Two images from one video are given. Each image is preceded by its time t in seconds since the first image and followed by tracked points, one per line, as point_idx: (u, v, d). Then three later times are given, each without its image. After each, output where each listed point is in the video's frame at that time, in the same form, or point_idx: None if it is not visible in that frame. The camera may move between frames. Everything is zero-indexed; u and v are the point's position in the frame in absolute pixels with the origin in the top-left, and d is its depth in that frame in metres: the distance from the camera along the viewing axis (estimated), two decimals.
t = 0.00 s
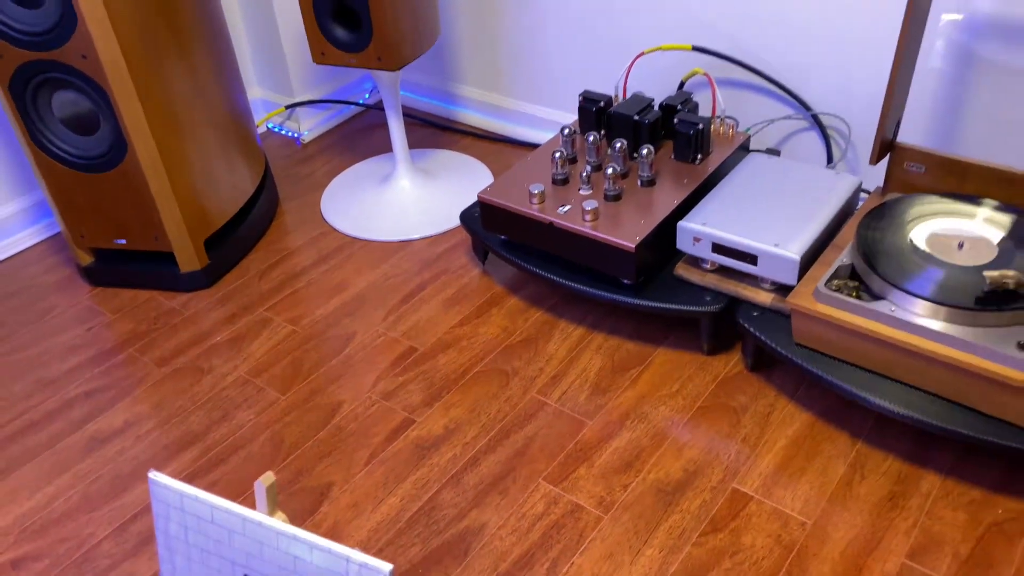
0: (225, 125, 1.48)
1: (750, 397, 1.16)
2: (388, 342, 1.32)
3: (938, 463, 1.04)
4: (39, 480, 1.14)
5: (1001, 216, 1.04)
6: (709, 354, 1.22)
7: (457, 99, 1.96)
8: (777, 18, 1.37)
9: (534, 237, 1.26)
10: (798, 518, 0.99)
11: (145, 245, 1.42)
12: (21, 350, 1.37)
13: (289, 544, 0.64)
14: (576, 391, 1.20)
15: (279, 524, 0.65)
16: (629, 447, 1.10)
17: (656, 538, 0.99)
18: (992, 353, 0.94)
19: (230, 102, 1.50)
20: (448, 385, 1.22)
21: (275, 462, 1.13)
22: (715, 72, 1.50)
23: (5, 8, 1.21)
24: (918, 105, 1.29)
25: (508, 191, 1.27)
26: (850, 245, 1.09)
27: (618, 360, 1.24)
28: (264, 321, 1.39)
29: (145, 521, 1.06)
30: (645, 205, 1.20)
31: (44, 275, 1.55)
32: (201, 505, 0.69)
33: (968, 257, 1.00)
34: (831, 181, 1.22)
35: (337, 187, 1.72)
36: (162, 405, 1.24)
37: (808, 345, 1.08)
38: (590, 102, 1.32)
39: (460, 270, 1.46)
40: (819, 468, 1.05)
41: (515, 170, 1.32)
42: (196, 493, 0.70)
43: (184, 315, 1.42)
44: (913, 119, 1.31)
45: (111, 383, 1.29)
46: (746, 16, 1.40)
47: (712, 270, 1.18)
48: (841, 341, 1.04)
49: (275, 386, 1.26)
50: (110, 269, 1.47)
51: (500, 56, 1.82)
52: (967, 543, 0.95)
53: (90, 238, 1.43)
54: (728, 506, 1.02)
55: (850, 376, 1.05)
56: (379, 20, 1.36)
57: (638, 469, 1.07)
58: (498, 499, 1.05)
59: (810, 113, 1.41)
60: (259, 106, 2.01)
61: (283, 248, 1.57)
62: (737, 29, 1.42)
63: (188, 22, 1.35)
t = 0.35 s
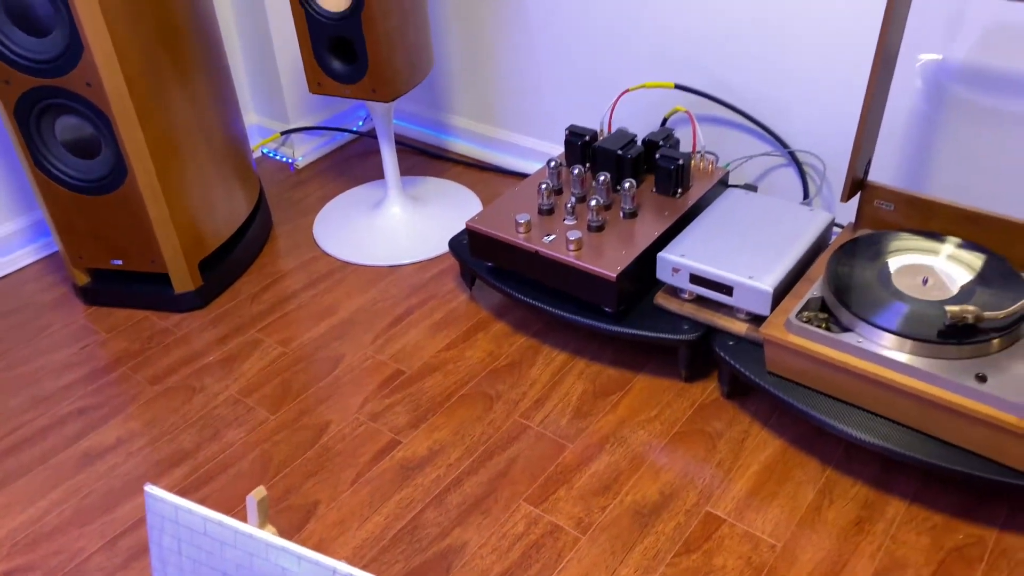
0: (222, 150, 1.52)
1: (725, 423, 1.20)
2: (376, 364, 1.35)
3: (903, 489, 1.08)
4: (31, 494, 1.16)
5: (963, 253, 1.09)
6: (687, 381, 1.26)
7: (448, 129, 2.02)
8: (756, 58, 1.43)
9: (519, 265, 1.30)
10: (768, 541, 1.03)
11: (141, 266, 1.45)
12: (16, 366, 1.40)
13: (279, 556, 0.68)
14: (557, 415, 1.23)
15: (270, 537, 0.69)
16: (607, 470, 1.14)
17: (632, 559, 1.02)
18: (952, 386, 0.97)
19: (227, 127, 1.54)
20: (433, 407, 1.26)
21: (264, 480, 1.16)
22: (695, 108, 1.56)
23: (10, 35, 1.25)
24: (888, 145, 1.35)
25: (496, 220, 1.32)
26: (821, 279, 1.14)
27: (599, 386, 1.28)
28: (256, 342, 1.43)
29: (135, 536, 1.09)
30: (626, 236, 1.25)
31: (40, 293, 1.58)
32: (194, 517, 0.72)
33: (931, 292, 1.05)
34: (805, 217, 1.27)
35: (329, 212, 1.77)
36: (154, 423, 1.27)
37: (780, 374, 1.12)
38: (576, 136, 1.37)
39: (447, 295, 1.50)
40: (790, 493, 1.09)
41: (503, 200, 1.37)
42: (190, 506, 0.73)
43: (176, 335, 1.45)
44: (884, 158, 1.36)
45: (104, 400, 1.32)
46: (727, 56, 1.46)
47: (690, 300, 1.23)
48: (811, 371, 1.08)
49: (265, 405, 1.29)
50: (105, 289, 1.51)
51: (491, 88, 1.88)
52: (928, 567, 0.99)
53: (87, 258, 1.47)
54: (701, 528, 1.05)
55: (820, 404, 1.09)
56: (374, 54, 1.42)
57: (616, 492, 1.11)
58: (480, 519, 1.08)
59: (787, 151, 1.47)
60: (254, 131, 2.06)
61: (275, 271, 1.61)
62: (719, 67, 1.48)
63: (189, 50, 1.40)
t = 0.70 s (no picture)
0: (217, 174, 1.57)
1: (698, 446, 1.24)
2: (360, 385, 1.39)
3: (868, 513, 1.12)
4: (19, 507, 1.19)
5: (925, 285, 1.14)
6: (662, 405, 1.30)
7: (438, 157, 2.07)
8: (734, 94, 1.49)
9: (501, 291, 1.34)
10: (736, 561, 1.06)
11: (134, 286, 1.49)
12: (8, 382, 1.43)
13: (258, 564, 0.71)
14: (536, 436, 1.27)
15: (250, 546, 0.72)
16: (582, 491, 1.17)
17: None
18: (910, 411, 1.01)
19: (222, 152, 1.58)
20: (415, 428, 1.29)
21: (248, 496, 1.19)
22: (675, 142, 1.62)
23: (14, 61, 1.30)
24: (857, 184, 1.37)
25: (479, 246, 1.36)
26: (790, 308, 1.18)
27: (577, 409, 1.32)
28: (244, 361, 1.46)
29: (120, 548, 1.12)
30: (605, 264, 1.29)
31: (34, 312, 1.61)
32: (178, 526, 0.75)
33: (893, 323, 1.09)
34: (777, 248, 1.31)
35: (320, 237, 1.81)
36: (142, 439, 1.30)
37: (750, 400, 1.16)
38: (559, 167, 1.42)
39: (432, 318, 1.54)
40: (758, 515, 1.12)
41: (487, 227, 1.41)
42: (174, 516, 0.76)
43: (166, 354, 1.49)
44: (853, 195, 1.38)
45: (94, 416, 1.35)
46: (707, 91, 1.52)
47: (665, 327, 1.27)
48: (779, 396, 1.12)
49: (250, 424, 1.32)
50: (98, 308, 1.54)
51: (481, 119, 1.93)
52: None
53: (81, 277, 1.50)
54: (671, 548, 1.09)
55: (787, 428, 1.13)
56: (366, 85, 1.47)
57: (590, 512, 1.14)
58: (457, 536, 1.11)
59: (763, 184, 1.52)
60: (249, 157, 2.11)
61: (265, 293, 1.64)
62: (699, 102, 1.54)
63: (187, 78, 1.45)
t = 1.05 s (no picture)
0: (217, 198, 1.62)
1: (676, 467, 1.27)
2: (351, 404, 1.43)
3: (838, 533, 1.15)
4: (16, 517, 1.23)
5: (893, 313, 1.18)
6: (643, 427, 1.34)
7: (433, 185, 2.13)
8: (717, 127, 1.55)
9: (488, 313, 1.39)
10: None
11: (133, 306, 1.54)
12: (8, 397, 1.47)
13: (243, 567, 0.75)
14: (519, 455, 1.31)
15: (237, 549, 0.76)
16: (563, 509, 1.21)
17: None
18: (875, 433, 1.05)
19: (222, 178, 1.64)
20: (402, 446, 1.33)
21: (238, 509, 1.22)
22: (660, 173, 1.67)
23: (26, 88, 1.36)
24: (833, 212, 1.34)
25: (468, 270, 1.41)
26: (765, 333, 1.22)
27: (560, 429, 1.35)
28: (238, 380, 1.50)
29: (113, 558, 1.15)
30: (589, 289, 1.34)
31: (35, 329, 1.66)
32: (169, 531, 0.79)
33: (862, 348, 1.14)
34: (755, 276, 1.36)
35: (316, 260, 1.86)
36: (137, 453, 1.34)
37: (726, 422, 1.20)
38: (546, 195, 1.47)
39: (423, 340, 1.59)
40: (732, 534, 1.16)
41: (476, 252, 1.46)
42: (166, 521, 0.80)
43: (163, 371, 1.53)
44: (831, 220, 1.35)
45: (91, 431, 1.39)
46: (691, 125, 1.58)
47: (646, 350, 1.31)
48: (751, 417, 1.16)
49: (243, 440, 1.36)
50: (98, 326, 1.59)
51: (475, 148, 1.99)
52: None
53: (83, 296, 1.55)
54: (647, 564, 1.12)
55: (761, 451, 1.16)
56: (363, 114, 1.53)
57: (570, 529, 1.18)
58: (440, 550, 1.15)
59: (744, 215, 1.58)
60: (249, 182, 2.17)
61: (261, 313, 1.69)
62: (684, 135, 1.60)
63: (190, 107, 1.51)
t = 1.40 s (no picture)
0: (221, 220, 1.67)
1: (662, 485, 1.31)
2: (346, 421, 1.47)
3: (818, 551, 1.18)
4: (18, 526, 1.26)
5: (871, 336, 1.22)
6: (631, 446, 1.38)
7: (433, 209, 2.18)
8: (707, 155, 1.60)
9: (481, 333, 1.43)
10: None
11: (138, 323, 1.58)
12: (13, 411, 1.51)
13: (236, 569, 0.78)
14: (509, 472, 1.34)
15: (229, 552, 0.79)
16: (550, 524, 1.24)
17: None
18: (849, 451, 1.08)
19: (227, 200, 1.69)
20: (395, 462, 1.37)
21: (234, 521, 1.26)
22: (650, 200, 1.73)
23: (38, 111, 1.42)
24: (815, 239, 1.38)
25: (462, 290, 1.45)
26: (747, 355, 1.26)
27: (550, 448, 1.39)
28: (238, 396, 1.54)
29: (111, 567, 1.19)
30: (578, 310, 1.38)
31: (42, 345, 1.70)
32: (165, 534, 0.83)
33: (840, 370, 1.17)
34: (740, 299, 1.40)
35: (316, 281, 1.91)
36: (137, 466, 1.38)
37: (709, 440, 1.23)
38: (539, 220, 1.51)
39: (418, 360, 1.63)
40: (714, 550, 1.19)
41: (470, 273, 1.50)
42: (162, 524, 0.83)
43: (165, 387, 1.57)
44: (813, 249, 1.38)
45: (93, 444, 1.43)
46: (683, 153, 1.63)
47: (633, 371, 1.35)
48: (733, 436, 1.19)
49: (241, 454, 1.40)
50: (103, 343, 1.63)
51: (474, 174, 2.05)
52: None
53: (89, 313, 1.60)
54: None
55: (743, 468, 1.19)
56: (363, 140, 1.58)
57: (556, 543, 1.21)
58: (429, 563, 1.18)
59: (732, 240, 1.63)
60: (253, 205, 2.22)
61: (262, 332, 1.73)
62: (675, 162, 1.65)
63: (197, 132, 1.56)
